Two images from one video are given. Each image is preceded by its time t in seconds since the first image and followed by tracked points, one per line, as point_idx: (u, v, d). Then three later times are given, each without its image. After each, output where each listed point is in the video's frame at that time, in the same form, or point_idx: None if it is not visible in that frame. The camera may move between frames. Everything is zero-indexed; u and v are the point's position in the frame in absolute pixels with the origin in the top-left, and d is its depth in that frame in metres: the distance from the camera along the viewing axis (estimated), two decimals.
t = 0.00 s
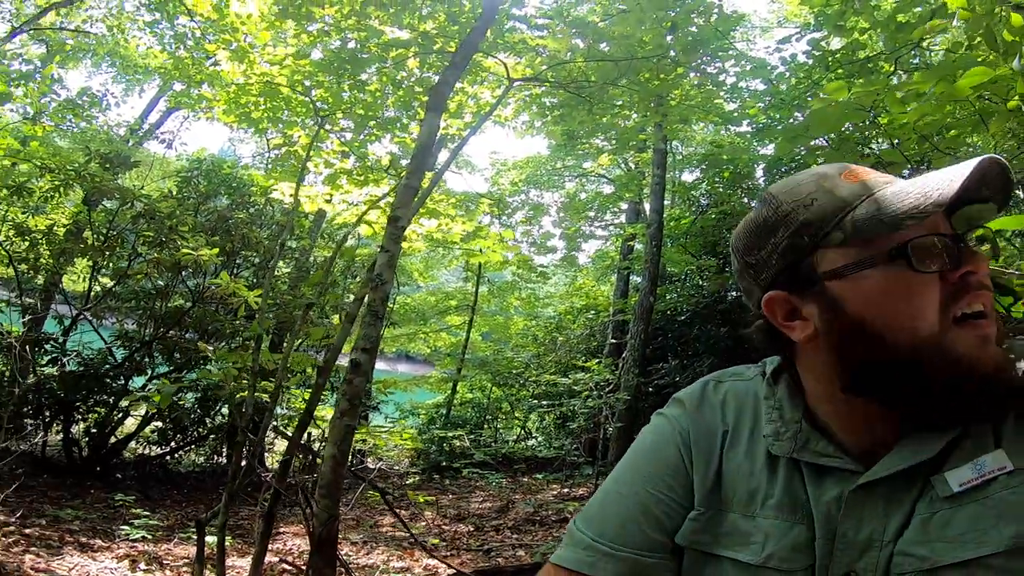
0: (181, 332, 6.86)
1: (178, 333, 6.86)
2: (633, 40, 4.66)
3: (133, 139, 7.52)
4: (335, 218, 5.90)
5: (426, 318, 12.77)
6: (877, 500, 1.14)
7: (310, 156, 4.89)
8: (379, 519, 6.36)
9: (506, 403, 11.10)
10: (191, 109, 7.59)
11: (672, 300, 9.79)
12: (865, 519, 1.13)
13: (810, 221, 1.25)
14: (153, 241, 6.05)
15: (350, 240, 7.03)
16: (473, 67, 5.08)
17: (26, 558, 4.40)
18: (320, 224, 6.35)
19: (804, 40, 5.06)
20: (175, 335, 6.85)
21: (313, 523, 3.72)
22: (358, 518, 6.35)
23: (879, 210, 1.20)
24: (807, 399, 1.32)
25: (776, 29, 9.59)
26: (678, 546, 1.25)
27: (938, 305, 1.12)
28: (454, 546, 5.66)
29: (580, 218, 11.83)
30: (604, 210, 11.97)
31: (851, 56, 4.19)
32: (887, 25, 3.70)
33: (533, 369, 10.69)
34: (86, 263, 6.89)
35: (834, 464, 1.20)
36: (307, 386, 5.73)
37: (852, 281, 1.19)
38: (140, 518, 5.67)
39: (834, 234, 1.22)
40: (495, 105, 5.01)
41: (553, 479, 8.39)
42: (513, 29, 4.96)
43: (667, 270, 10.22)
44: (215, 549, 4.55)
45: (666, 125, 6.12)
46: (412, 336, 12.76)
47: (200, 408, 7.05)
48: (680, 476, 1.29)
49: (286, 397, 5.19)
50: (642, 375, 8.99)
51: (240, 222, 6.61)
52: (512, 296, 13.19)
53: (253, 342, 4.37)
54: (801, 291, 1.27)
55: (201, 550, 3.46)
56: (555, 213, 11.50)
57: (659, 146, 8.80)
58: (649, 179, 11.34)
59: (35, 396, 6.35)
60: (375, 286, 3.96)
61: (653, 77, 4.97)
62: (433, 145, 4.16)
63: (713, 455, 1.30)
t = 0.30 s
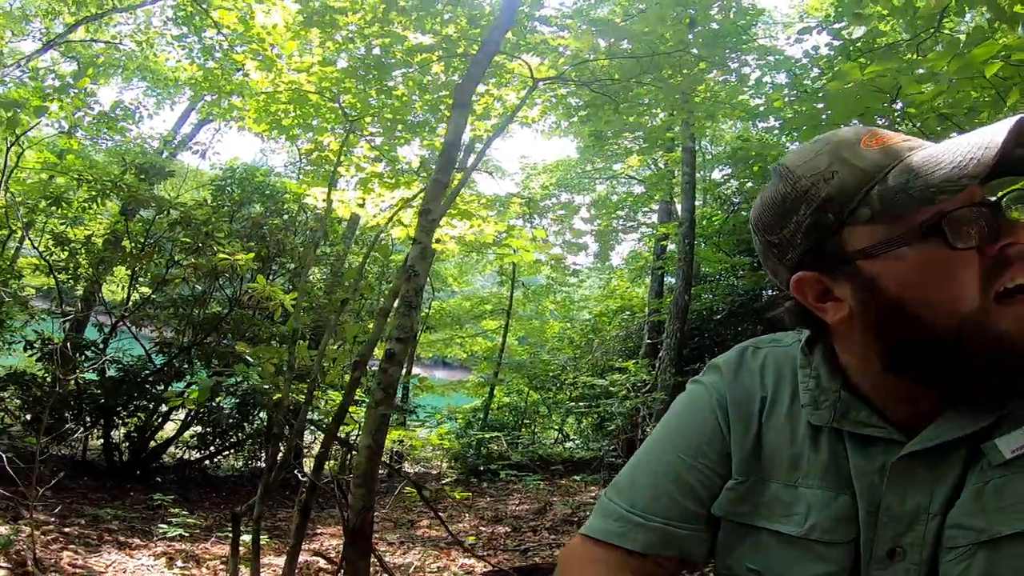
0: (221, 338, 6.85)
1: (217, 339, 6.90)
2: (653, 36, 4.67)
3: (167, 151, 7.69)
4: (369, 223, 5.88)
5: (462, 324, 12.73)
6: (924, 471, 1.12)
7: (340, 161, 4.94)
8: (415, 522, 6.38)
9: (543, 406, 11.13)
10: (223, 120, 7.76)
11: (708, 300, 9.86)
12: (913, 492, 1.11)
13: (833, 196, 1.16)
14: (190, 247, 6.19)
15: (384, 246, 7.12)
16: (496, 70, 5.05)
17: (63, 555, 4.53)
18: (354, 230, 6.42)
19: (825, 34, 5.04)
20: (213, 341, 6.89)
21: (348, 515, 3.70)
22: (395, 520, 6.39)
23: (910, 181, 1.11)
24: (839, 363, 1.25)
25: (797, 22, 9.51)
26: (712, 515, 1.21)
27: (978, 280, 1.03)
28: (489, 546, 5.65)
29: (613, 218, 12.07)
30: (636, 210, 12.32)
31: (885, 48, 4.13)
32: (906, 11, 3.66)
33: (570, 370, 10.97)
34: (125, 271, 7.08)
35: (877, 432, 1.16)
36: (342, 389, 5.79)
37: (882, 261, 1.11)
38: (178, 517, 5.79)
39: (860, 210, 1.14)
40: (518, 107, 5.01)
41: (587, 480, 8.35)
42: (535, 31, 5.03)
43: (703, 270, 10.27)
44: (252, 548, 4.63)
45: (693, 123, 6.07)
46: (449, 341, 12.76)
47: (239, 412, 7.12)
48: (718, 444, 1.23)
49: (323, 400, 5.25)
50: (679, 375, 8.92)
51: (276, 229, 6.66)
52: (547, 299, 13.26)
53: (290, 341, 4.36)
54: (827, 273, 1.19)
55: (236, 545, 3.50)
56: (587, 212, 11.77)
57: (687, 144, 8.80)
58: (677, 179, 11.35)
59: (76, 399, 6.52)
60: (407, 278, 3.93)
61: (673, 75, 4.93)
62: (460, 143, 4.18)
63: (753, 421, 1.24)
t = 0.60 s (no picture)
0: (272, 342, 7.02)
1: (269, 343, 7.09)
2: (689, 33, 4.62)
3: (214, 162, 7.90)
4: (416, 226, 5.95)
5: (510, 326, 12.67)
6: (959, 442, 1.03)
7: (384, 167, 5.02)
8: (464, 523, 6.43)
9: (593, 408, 11.13)
10: (267, 130, 7.98)
11: (756, 299, 10.16)
12: (952, 466, 1.02)
13: (815, 194, 1.08)
14: (241, 254, 6.37)
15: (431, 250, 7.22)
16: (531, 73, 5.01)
17: (118, 550, 4.71)
18: (400, 235, 6.52)
19: (860, 25, 4.98)
20: (265, 345, 7.08)
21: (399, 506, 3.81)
22: (444, 520, 6.45)
23: (877, 170, 1.02)
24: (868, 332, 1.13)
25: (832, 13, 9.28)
26: (764, 490, 1.11)
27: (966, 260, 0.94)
28: (537, 545, 5.65)
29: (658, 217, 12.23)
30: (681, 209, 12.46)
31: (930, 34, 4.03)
32: None
33: (619, 371, 11.11)
34: (178, 280, 7.33)
35: (919, 409, 1.06)
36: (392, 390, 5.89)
37: (871, 255, 1.02)
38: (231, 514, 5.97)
39: (843, 204, 1.05)
40: (557, 108, 5.03)
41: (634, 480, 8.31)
42: (568, 32, 5.01)
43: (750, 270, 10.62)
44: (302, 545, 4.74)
45: (733, 119, 5.98)
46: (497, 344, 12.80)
47: (291, 415, 7.33)
48: (767, 418, 1.13)
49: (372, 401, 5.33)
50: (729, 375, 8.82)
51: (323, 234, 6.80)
52: (595, 301, 13.24)
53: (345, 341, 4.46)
54: (820, 270, 1.10)
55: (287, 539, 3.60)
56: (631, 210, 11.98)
57: (729, 141, 8.75)
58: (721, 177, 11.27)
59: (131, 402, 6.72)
60: (455, 272, 4.02)
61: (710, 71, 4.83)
62: (498, 142, 4.22)
63: (801, 393, 1.14)
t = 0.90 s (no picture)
0: (330, 347, 7.18)
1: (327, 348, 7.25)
2: (728, 29, 4.56)
3: (265, 173, 8.18)
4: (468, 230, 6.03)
5: (565, 328, 12.54)
6: None
7: (434, 173, 5.11)
8: (522, 525, 6.48)
9: (649, 409, 11.09)
10: (315, 140, 8.21)
11: (812, 295, 9.93)
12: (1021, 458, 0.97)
13: (878, 183, 1.05)
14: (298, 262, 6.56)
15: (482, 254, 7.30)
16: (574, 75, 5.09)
17: (183, 549, 4.90)
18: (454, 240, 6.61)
19: (899, 10, 4.86)
20: (322, 349, 7.21)
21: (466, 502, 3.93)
22: (503, 521, 6.53)
23: (945, 153, 0.98)
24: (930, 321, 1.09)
25: None
26: (829, 481, 1.09)
27: None
28: (595, 546, 5.64)
29: (709, 215, 12.10)
30: (732, 205, 12.31)
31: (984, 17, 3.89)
32: None
33: (676, 371, 10.95)
34: (234, 288, 7.60)
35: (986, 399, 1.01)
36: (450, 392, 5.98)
37: (940, 243, 0.98)
38: (291, 514, 6.15)
39: (909, 191, 1.02)
40: (601, 109, 5.02)
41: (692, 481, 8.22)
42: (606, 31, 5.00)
43: (806, 265, 10.38)
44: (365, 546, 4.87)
45: (779, 113, 5.87)
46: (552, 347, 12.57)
47: (349, 418, 7.55)
48: (831, 408, 1.10)
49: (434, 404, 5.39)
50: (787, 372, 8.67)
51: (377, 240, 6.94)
52: (649, 302, 13.12)
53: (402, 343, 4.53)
54: (885, 260, 1.06)
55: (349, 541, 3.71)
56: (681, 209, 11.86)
57: (777, 135, 8.61)
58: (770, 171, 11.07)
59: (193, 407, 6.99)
60: (517, 273, 4.16)
61: (752, 63, 4.80)
62: (550, 144, 4.33)
63: (866, 383, 1.10)
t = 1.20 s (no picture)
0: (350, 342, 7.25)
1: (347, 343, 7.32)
2: (742, 23, 4.52)
3: (282, 172, 8.26)
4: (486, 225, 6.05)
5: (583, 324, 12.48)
6: None
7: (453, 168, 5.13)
8: (543, 519, 6.51)
9: (668, 403, 11.07)
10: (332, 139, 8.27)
11: (831, 287, 9.85)
12: None
13: (967, 131, 1.03)
14: (318, 259, 6.63)
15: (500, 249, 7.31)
16: (590, 69, 5.09)
17: (207, 543, 4.98)
18: (472, 236, 6.64)
19: None
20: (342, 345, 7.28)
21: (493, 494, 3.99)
22: (524, 516, 6.57)
23: None
24: (959, 291, 1.16)
25: None
26: (858, 457, 1.10)
27: None
28: (617, 539, 5.65)
29: (726, 208, 12.02)
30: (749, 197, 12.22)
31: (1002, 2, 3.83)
32: None
33: (695, 365, 10.88)
34: (254, 287, 7.70)
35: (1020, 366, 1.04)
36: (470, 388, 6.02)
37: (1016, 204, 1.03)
38: (314, 508, 6.23)
39: (1003, 144, 1.02)
40: (618, 103, 5.01)
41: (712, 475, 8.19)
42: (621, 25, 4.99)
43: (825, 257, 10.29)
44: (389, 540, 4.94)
45: (797, 105, 5.81)
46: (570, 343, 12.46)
47: (370, 414, 7.62)
48: (856, 383, 1.12)
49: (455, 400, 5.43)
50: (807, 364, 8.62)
51: (395, 237, 6.98)
52: (667, 296, 13.07)
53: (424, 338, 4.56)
54: (950, 214, 1.08)
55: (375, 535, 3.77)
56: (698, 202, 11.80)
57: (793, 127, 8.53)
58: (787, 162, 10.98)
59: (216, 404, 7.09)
60: (541, 264, 4.18)
61: (767, 56, 4.76)
62: (570, 138, 4.34)
63: (890, 358, 1.12)
